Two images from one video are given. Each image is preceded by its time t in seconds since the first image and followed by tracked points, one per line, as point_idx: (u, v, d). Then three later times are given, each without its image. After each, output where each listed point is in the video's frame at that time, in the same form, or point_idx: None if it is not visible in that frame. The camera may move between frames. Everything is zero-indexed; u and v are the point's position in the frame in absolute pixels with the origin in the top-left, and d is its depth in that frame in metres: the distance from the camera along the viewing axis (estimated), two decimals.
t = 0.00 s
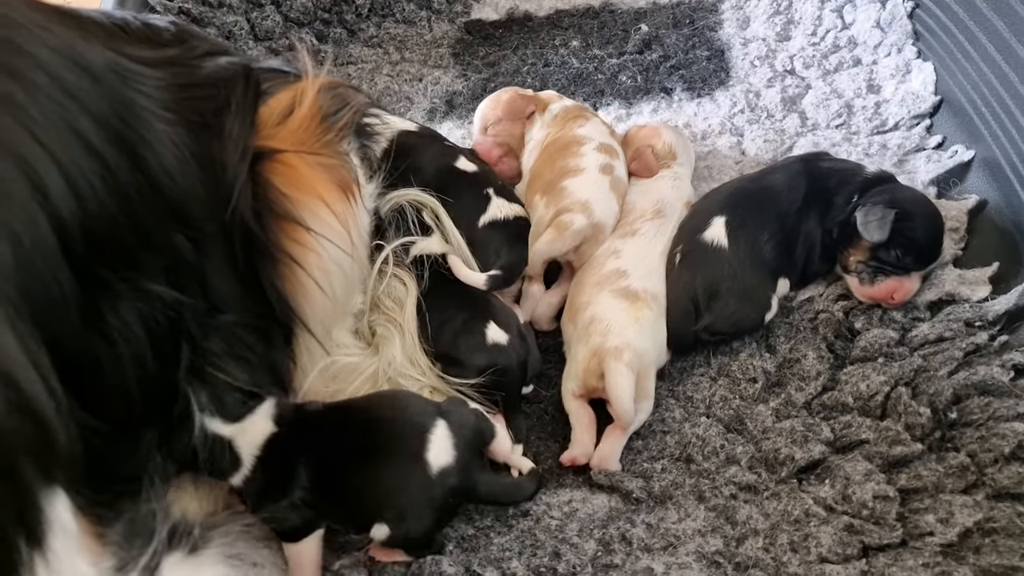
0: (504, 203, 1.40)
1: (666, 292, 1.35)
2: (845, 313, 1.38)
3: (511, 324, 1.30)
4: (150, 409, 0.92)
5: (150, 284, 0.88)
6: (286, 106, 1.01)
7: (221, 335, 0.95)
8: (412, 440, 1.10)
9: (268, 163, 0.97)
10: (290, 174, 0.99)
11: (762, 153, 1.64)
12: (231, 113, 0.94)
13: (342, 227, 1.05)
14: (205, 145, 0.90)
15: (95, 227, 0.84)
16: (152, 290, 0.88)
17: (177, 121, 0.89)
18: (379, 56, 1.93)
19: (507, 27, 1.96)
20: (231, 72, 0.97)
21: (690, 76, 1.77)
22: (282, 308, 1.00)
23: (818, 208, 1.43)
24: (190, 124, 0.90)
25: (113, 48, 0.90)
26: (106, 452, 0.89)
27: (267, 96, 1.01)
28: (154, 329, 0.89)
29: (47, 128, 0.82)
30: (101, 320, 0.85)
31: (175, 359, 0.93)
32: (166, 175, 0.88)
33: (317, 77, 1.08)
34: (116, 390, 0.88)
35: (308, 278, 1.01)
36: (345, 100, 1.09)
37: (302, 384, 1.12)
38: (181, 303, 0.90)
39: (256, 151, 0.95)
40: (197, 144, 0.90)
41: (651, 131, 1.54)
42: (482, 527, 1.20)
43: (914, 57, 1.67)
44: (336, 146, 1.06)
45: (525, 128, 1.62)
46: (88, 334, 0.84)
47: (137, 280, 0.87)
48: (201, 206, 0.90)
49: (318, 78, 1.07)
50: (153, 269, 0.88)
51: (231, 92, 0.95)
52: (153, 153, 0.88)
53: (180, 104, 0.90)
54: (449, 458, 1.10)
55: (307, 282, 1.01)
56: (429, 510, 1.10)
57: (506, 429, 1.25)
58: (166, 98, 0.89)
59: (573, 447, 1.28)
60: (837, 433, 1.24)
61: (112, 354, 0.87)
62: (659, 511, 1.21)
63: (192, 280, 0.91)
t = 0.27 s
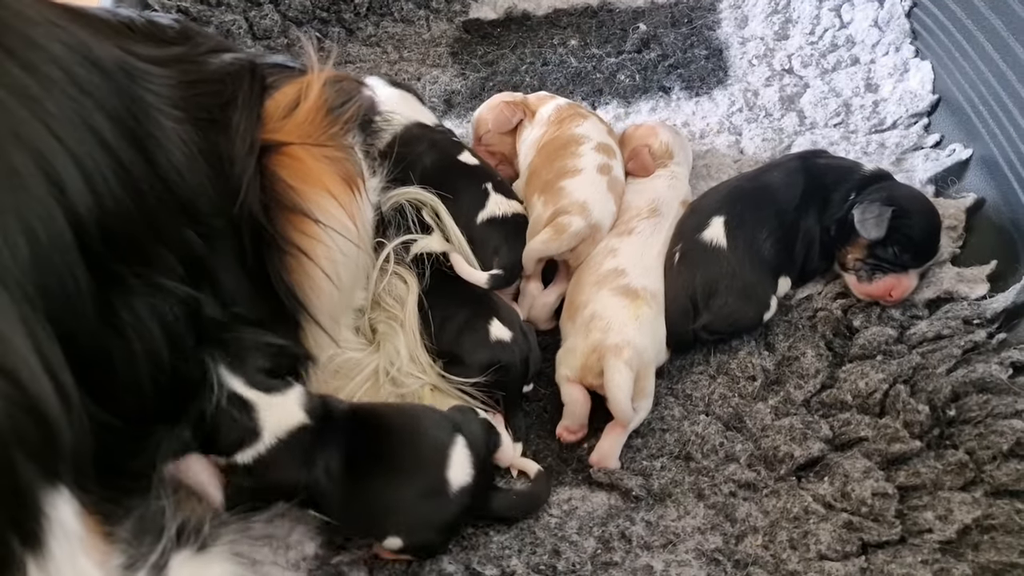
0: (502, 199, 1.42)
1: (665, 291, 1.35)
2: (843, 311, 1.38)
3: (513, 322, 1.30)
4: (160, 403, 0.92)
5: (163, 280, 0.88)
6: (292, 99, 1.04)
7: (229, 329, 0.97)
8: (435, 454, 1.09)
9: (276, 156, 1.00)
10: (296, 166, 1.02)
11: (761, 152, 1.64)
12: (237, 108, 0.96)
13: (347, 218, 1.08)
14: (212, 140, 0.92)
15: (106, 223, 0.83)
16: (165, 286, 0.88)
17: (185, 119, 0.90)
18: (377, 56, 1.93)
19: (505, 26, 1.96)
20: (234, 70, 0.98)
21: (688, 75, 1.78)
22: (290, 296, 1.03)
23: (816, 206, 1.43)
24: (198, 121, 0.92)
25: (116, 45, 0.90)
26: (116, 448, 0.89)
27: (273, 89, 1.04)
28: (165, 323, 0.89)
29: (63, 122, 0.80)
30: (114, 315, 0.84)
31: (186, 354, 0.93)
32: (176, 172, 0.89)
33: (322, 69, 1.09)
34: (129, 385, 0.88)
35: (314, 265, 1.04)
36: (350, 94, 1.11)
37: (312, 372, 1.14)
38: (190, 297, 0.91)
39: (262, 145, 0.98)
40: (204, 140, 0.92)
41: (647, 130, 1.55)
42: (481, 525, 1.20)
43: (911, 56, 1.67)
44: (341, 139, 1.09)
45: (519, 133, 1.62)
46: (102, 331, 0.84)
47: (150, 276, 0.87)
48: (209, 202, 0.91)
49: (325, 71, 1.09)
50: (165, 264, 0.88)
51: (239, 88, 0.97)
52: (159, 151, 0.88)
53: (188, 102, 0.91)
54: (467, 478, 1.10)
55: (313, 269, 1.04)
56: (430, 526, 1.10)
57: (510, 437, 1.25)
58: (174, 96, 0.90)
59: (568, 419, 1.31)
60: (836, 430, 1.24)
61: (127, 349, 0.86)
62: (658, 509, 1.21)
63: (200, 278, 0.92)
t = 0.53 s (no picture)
0: (511, 197, 1.44)
1: (665, 289, 1.35)
2: (843, 309, 1.39)
3: (514, 320, 1.30)
4: (160, 403, 0.93)
5: (164, 280, 0.89)
6: (293, 96, 1.04)
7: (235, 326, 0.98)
8: (394, 491, 1.04)
9: (277, 154, 1.00)
10: (298, 164, 1.02)
11: (761, 150, 1.64)
12: (238, 108, 0.96)
13: (351, 215, 1.08)
14: (214, 140, 0.92)
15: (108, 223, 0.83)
16: (165, 286, 0.89)
17: (187, 119, 0.90)
18: (377, 55, 1.93)
19: (505, 25, 1.96)
20: (236, 68, 0.98)
21: (688, 74, 1.78)
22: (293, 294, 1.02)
23: (817, 204, 1.44)
24: (200, 120, 0.91)
25: (119, 44, 0.90)
26: (122, 446, 0.89)
27: (275, 87, 1.04)
28: (165, 322, 0.90)
29: (65, 121, 0.81)
30: (115, 315, 0.85)
31: (184, 352, 0.94)
32: (177, 171, 0.88)
33: (324, 67, 1.10)
34: (129, 384, 0.88)
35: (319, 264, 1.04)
36: (352, 91, 1.11)
37: (314, 370, 1.13)
38: (189, 297, 0.91)
39: (263, 144, 0.98)
40: (206, 140, 0.91)
41: (647, 129, 1.55)
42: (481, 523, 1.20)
43: (911, 55, 1.67)
44: (344, 136, 1.09)
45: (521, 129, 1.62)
46: (103, 330, 0.84)
47: (150, 277, 0.87)
48: (212, 203, 0.91)
49: (326, 69, 1.09)
50: (166, 263, 0.88)
51: (239, 87, 0.97)
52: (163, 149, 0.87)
53: (190, 100, 0.91)
54: (434, 510, 1.05)
55: (317, 267, 1.04)
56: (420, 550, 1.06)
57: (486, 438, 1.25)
58: (176, 96, 0.90)
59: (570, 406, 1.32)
60: (836, 427, 1.25)
61: (126, 349, 0.87)
62: (659, 506, 1.21)
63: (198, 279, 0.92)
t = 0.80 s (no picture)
0: (508, 197, 1.44)
1: (666, 287, 1.36)
2: (842, 307, 1.39)
3: (515, 318, 1.31)
4: (166, 398, 0.93)
5: (171, 274, 0.88)
6: (300, 91, 1.04)
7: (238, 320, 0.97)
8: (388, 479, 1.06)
9: (283, 148, 0.99)
10: (302, 159, 1.02)
11: (760, 150, 1.65)
12: (243, 101, 0.95)
13: (354, 210, 1.09)
14: (219, 135, 0.92)
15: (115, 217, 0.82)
16: (172, 280, 0.88)
17: (193, 114, 0.90)
18: (377, 53, 1.93)
19: (504, 24, 1.96)
20: (242, 66, 0.98)
21: (687, 74, 1.78)
22: (297, 288, 1.03)
23: (816, 203, 1.44)
24: (205, 116, 0.91)
25: (123, 39, 0.89)
26: (125, 442, 0.89)
27: (280, 82, 1.03)
28: (172, 317, 0.90)
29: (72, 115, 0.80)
30: (123, 309, 0.85)
31: (191, 348, 0.94)
32: (184, 167, 0.88)
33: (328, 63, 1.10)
34: (136, 379, 0.88)
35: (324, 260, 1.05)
36: (357, 88, 1.11)
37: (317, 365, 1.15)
38: (196, 292, 0.91)
39: (268, 138, 0.98)
40: (212, 135, 0.91)
41: (645, 128, 1.56)
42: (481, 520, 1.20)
43: (909, 55, 1.68)
44: (348, 132, 1.09)
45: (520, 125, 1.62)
46: (112, 324, 0.84)
47: (157, 272, 0.87)
48: (217, 197, 0.91)
49: (331, 65, 1.09)
50: (173, 258, 0.88)
51: (244, 82, 0.96)
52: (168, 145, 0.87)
53: (195, 97, 0.91)
54: (424, 496, 1.06)
55: (322, 262, 1.05)
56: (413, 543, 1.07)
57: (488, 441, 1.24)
58: (181, 92, 0.90)
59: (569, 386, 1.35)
60: (835, 425, 1.25)
61: (133, 344, 0.86)
62: (658, 504, 1.22)
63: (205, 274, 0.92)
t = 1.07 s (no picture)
0: (506, 197, 1.45)
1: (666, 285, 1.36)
2: (842, 306, 1.39)
3: (514, 317, 1.31)
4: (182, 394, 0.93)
5: (184, 270, 0.89)
6: (307, 87, 1.05)
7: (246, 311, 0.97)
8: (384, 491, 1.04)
9: (291, 143, 1.01)
10: (310, 155, 1.03)
11: (759, 149, 1.65)
12: (250, 98, 0.96)
13: (360, 204, 1.10)
14: (227, 132, 0.93)
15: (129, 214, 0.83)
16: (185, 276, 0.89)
17: (201, 112, 0.91)
18: (376, 52, 1.93)
19: (504, 23, 1.96)
20: (250, 61, 0.98)
21: (687, 73, 1.78)
22: (309, 280, 1.05)
23: (817, 201, 1.44)
24: (214, 113, 0.92)
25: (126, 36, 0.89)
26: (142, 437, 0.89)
27: (286, 78, 1.05)
28: (187, 313, 0.90)
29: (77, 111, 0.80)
30: (139, 305, 0.86)
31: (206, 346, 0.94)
32: (196, 164, 0.89)
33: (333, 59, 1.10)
34: (153, 375, 0.89)
35: (332, 253, 1.06)
36: (361, 84, 1.12)
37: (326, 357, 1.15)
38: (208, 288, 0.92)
39: (277, 135, 0.99)
40: (220, 133, 0.92)
41: (645, 126, 1.56)
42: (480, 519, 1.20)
43: (908, 54, 1.68)
44: (354, 126, 1.10)
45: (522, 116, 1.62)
46: (128, 319, 0.85)
47: (171, 267, 0.88)
48: (226, 194, 0.92)
49: (337, 60, 1.10)
50: (185, 255, 0.89)
51: (251, 78, 0.97)
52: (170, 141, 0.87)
53: (204, 95, 0.92)
54: (421, 510, 1.04)
55: (330, 255, 1.06)
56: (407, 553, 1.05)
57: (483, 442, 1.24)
58: (191, 90, 0.91)
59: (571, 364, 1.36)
60: (834, 424, 1.25)
61: (150, 340, 0.87)
62: (657, 502, 1.22)
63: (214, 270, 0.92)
